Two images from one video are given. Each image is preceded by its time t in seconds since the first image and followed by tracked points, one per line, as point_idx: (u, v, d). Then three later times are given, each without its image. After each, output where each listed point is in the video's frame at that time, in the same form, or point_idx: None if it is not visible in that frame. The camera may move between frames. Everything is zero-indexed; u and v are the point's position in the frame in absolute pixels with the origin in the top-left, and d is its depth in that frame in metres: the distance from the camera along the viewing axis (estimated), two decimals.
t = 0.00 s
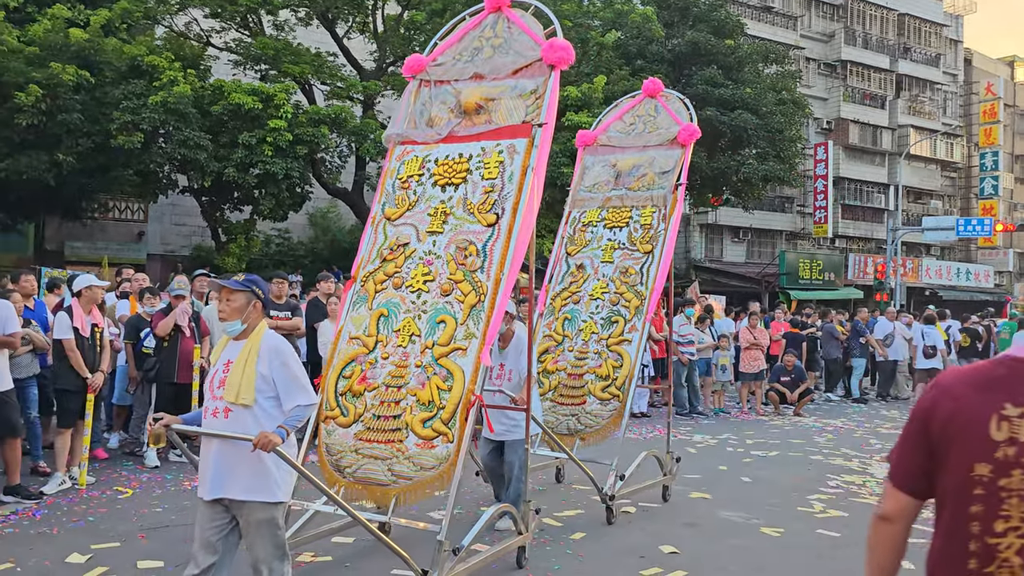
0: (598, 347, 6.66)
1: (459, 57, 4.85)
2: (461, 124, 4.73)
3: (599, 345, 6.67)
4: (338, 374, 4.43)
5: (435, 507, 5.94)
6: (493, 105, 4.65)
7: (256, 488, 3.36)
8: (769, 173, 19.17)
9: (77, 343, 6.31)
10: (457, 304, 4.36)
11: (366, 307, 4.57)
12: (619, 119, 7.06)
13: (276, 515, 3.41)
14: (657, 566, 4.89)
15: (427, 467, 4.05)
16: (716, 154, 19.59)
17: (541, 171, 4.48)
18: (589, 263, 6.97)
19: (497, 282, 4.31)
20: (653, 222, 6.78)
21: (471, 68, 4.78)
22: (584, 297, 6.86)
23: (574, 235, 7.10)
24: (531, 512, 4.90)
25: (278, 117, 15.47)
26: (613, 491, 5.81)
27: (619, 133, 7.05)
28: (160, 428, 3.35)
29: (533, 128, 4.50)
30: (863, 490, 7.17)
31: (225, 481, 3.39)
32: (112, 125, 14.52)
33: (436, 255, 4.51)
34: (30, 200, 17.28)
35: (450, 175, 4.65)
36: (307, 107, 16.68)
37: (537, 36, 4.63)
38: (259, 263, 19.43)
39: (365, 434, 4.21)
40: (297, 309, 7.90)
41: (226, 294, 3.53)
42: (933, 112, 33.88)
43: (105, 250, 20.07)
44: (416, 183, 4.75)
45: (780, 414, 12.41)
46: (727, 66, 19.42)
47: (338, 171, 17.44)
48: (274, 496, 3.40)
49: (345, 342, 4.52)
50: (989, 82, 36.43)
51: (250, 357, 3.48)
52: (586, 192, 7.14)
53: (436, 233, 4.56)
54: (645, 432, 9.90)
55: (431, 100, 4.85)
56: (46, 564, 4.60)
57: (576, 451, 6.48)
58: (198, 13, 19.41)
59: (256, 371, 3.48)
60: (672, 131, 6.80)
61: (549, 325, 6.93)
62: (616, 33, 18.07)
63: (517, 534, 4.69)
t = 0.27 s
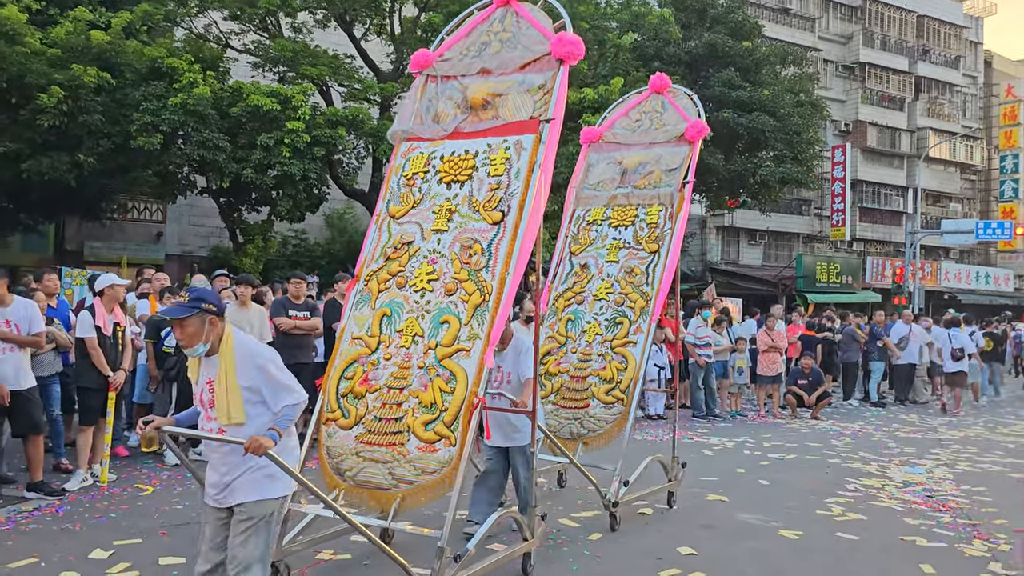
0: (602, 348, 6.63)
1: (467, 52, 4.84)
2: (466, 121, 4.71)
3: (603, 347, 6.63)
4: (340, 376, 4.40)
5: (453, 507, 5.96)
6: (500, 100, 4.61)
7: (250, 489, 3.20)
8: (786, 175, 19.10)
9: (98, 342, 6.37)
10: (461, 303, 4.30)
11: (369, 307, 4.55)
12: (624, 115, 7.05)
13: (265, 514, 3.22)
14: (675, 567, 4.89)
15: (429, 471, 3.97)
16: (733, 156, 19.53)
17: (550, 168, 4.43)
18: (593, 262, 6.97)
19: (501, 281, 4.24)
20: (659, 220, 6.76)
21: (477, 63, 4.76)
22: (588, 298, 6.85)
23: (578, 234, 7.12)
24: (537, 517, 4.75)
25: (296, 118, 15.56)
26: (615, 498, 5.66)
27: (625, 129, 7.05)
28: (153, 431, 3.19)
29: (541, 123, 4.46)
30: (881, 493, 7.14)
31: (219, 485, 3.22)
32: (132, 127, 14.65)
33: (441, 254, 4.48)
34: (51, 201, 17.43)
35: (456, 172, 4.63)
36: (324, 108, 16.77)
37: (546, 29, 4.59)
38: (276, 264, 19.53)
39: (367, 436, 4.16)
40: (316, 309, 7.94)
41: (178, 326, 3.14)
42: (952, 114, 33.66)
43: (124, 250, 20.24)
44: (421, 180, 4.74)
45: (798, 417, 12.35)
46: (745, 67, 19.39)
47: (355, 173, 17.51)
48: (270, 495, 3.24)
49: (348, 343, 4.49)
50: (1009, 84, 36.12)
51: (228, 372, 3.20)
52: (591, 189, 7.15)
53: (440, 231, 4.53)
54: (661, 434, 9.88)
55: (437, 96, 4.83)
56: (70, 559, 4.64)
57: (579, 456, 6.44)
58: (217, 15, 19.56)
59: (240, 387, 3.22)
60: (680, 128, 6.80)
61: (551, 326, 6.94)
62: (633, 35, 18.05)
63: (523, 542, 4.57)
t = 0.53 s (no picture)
0: (598, 354, 6.65)
1: (464, 53, 4.84)
2: (464, 123, 4.73)
3: (601, 353, 6.63)
4: (335, 381, 4.39)
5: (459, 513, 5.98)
6: (496, 102, 4.63)
7: (262, 505, 3.12)
8: (795, 181, 19.07)
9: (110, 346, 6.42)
10: (458, 308, 4.31)
11: (365, 312, 4.54)
12: (624, 117, 7.00)
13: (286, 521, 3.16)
14: (682, 573, 4.90)
15: (425, 479, 3.96)
16: (742, 162, 19.50)
17: (548, 170, 4.45)
18: (590, 266, 6.99)
19: (499, 285, 4.26)
20: (657, 223, 6.77)
21: (475, 64, 4.78)
22: (585, 303, 6.89)
23: (576, 237, 7.15)
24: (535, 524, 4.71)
25: (305, 125, 15.64)
26: (610, 507, 5.59)
27: (623, 131, 6.99)
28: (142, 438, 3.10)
29: (540, 124, 4.49)
30: (890, 499, 7.12)
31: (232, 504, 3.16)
32: (143, 133, 14.76)
33: (438, 258, 4.49)
34: (62, 207, 17.54)
35: (453, 174, 4.64)
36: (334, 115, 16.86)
37: (543, 29, 4.61)
38: (285, 270, 19.59)
39: (362, 443, 4.14)
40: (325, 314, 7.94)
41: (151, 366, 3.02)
42: (963, 119, 33.54)
43: (134, 256, 20.36)
44: (418, 183, 4.75)
45: (807, 423, 12.31)
46: (754, 73, 19.41)
47: (364, 179, 17.57)
48: (286, 505, 3.16)
49: (343, 348, 4.49)
50: (1020, 89, 35.98)
51: (205, 406, 3.09)
52: (589, 192, 7.13)
53: (437, 234, 4.55)
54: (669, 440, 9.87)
55: (434, 97, 4.85)
56: (81, 562, 4.67)
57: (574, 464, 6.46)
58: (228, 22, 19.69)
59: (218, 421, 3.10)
60: (679, 129, 6.77)
61: (547, 331, 6.95)
62: (642, 41, 18.07)
63: (521, 549, 4.52)
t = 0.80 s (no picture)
0: (597, 359, 6.64)
1: (465, 55, 4.87)
2: (464, 127, 4.74)
3: (602, 359, 6.62)
4: (335, 387, 4.38)
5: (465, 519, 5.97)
6: (496, 105, 4.65)
7: (257, 505, 3.13)
8: (803, 186, 19.04)
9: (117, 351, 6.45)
10: (460, 313, 4.31)
11: (365, 317, 4.54)
12: (623, 119, 7.07)
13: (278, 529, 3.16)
14: None
15: (427, 486, 3.96)
16: (750, 166, 19.46)
17: (549, 175, 4.47)
18: (589, 270, 6.99)
19: (501, 291, 4.27)
20: (657, 227, 6.77)
21: (476, 67, 4.80)
22: (584, 307, 6.86)
23: (575, 241, 7.16)
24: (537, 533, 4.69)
25: (313, 131, 15.69)
26: (609, 515, 5.51)
27: (623, 133, 7.07)
28: (139, 445, 3.09)
29: (541, 127, 4.50)
30: (899, 504, 7.09)
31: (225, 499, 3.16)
32: (151, 140, 14.84)
33: (439, 263, 4.49)
34: (71, 214, 17.60)
35: (454, 178, 4.65)
36: (341, 121, 16.92)
37: (545, 32, 4.64)
38: (293, 276, 19.64)
39: (363, 450, 4.14)
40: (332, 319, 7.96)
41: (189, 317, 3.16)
42: (971, 123, 33.43)
43: (143, 262, 20.45)
44: (418, 187, 4.75)
45: (815, 428, 12.27)
46: (760, 78, 19.40)
47: (372, 185, 17.60)
48: (280, 512, 3.17)
49: (343, 353, 4.49)
50: None
51: (225, 377, 3.17)
52: (587, 195, 7.17)
53: (438, 239, 4.55)
54: (677, 445, 9.85)
55: (434, 101, 4.86)
56: (88, 567, 4.68)
57: (572, 471, 6.43)
58: (236, 29, 19.78)
59: (230, 397, 3.16)
60: (679, 132, 6.82)
61: (546, 336, 6.95)
62: (649, 46, 18.05)
63: (524, 557, 4.50)
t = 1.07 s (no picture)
0: (603, 362, 6.62)
1: (470, 59, 4.89)
2: (470, 129, 4.74)
3: (608, 362, 6.61)
4: (341, 391, 4.38)
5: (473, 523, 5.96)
6: (502, 108, 4.66)
7: (254, 507, 3.12)
8: (812, 188, 18.99)
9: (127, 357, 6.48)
10: (466, 316, 4.31)
11: (371, 321, 4.55)
12: (629, 121, 7.08)
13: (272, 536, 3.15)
14: None
15: (433, 491, 3.96)
16: (759, 168, 19.41)
17: (556, 178, 4.47)
18: (596, 272, 6.98)
19: (507, 294, 4.27)
20: (663, 229, 6.77)
21: (482, 70, 4.81)
22: (590, 310, 6.84)
23: (581, 244, 7.15)
24: (545, 536, 4.71)
25: (322, 135, 15.73)
26: (616, 519, 5.49)
27: (629, 135, 7.06)
28: (145, 448, 3.08)
29: (548, 130, 4.51)
30: (910, 507, 7.04)
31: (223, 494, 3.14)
32: (162, 145, 14.91)
33: (445, 266, 4.49)
34: (82, 220, 17.68)
35: (460, 181, 4.65)
36: (350, 125, 16.97)
37: (552, 35, 4.66)
38: (302, 280, 19.68)
39: (369, 454, 4.13)
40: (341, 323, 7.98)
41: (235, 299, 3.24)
42: (982, 124, 33.27)
43: (153, 267, 20.56)
44: (424, 190, 4.75)
45: (826, 430, 12.21)
46: (769, 80, 19.35)
47: (381, 189, 17.62)
48: (275, 517, 3.16)
49: (349, 357, 4.49)
50: None
51: (251, 365, 3.20)
52: (594, 198, 7.15)
53: (444, 242, 4.55)
54: (687, 449, 9.82)
55: (441, 104, 4.87)
56: (98, 571, 4.69)
57: (579, 475, 6.41)
58: (245, 35, 19.86)
59: (251, 384, 3.18)
60: (686, 134, 6.83)
61: (552, 339, 6.93)
62: (657, 49, 18.05)
63: (531, 562, 4.49)
